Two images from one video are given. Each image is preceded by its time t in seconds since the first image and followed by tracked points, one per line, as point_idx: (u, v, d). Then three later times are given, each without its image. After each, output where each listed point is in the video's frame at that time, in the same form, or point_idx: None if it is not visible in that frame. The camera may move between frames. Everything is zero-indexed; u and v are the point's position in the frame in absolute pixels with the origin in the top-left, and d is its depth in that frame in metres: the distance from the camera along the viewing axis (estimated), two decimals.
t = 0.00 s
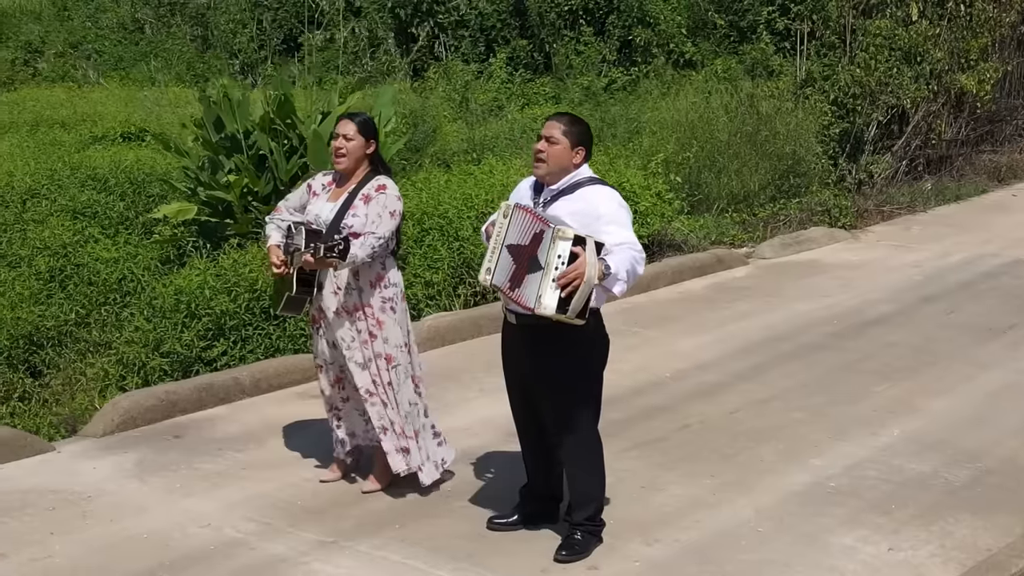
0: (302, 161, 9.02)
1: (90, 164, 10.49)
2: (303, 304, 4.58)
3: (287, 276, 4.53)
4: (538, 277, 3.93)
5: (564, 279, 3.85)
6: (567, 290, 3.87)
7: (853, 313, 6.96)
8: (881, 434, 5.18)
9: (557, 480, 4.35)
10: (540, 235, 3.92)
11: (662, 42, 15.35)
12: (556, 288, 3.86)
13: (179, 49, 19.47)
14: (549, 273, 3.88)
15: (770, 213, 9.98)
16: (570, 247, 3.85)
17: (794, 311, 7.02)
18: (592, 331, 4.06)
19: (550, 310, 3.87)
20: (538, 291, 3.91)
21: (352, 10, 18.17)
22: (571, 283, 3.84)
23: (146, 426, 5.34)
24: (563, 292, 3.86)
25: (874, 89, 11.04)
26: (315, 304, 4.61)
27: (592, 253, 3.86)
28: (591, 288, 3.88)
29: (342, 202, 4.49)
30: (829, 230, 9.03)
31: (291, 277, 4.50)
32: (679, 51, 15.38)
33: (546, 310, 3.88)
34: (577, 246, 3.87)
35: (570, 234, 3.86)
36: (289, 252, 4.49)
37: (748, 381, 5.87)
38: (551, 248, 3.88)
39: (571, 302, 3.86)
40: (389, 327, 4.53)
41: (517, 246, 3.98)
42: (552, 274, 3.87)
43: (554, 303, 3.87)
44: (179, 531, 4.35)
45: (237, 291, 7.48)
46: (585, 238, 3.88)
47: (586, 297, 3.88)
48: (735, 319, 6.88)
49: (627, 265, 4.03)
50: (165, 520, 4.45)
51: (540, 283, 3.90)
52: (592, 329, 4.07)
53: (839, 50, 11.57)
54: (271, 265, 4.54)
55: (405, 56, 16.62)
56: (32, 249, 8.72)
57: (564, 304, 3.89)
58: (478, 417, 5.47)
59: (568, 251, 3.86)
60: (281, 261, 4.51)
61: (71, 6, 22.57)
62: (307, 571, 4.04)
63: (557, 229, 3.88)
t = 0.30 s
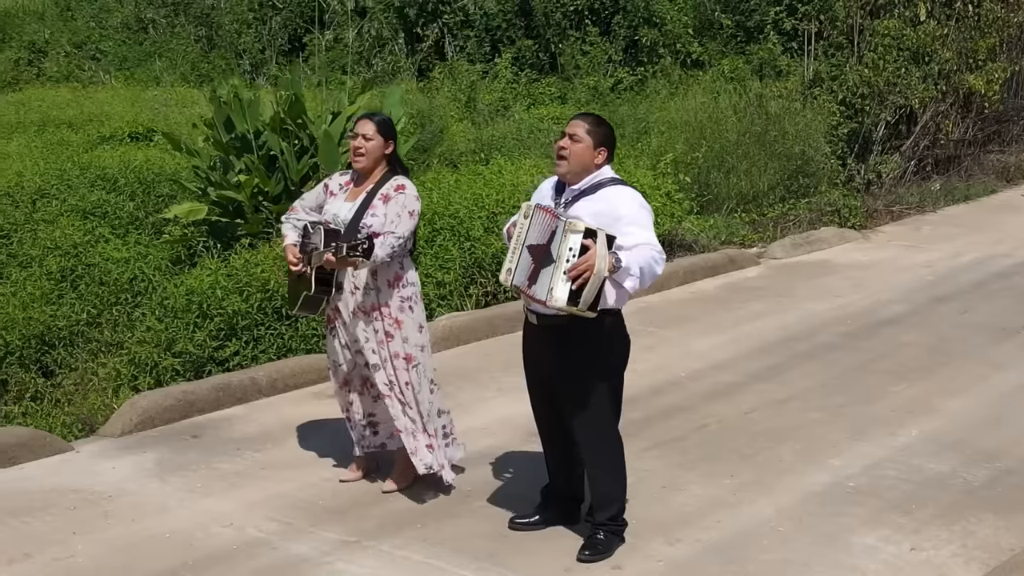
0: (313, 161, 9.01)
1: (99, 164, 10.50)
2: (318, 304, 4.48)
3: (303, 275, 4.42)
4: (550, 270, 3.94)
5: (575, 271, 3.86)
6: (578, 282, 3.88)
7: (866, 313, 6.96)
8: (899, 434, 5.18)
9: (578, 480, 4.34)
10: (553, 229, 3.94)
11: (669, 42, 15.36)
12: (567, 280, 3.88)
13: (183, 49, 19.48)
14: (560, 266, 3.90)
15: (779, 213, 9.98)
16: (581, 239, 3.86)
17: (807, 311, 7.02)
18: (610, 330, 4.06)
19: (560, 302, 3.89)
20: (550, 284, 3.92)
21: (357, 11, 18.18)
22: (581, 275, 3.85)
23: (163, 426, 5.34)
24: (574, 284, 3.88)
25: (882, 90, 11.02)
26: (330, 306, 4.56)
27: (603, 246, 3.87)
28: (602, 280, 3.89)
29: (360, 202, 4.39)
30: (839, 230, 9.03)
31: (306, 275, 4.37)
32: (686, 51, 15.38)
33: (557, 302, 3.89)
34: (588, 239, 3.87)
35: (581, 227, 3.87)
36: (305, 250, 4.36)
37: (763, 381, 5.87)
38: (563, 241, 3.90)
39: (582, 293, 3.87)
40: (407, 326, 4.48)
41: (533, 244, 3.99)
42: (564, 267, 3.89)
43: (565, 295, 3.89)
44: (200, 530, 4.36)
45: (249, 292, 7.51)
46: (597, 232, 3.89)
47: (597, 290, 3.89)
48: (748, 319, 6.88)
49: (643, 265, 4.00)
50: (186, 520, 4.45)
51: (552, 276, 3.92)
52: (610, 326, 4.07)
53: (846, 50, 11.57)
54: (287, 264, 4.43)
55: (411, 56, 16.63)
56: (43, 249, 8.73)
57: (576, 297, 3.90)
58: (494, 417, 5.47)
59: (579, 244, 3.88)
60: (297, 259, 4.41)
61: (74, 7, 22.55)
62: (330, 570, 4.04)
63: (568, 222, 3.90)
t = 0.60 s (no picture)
0: (325, 161, 9.00)
1: (108, 164, 10.49)
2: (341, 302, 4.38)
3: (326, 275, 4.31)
4: (566, 266, 3.90)
5: (589, 264, 3.83)
6: (593, 276, 3.84)
7: (881, 314, 6.97)
8: (919, 434, 5.18)
9: (601, 480, 4.32)
10: (570, 224, 3.92)
11: (676, 43, 15.36)
12: (582, 273, 3.85)
13: (188, 50, 19.49)
14: (575, 259, 3.87)
15: (788, 213, 9.99)
16: (596, 233, 3.84)
17: (822, 311, 7.02)
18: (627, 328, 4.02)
19: (575, 295, 3.85)
20: (564, 279, 3.88)
21: (362, 11, 18.17)
22: (595, 268, 3.82)
23: (183, 426, 5.34)
24: (589, 278, 3.84)
25: (891, 90, 11.01)
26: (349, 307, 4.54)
27: (618, 240, 3.84)
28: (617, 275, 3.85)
29: (383, 202, 4.32)
30: (850, 230, 9.03)
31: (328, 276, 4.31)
32: (693, 51, 15.37)
33: (571, 296, 3.86)
34: (603, 233, 3.85)
35: (596, 220, 3.86)
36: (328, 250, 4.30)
37: (781, 382, 5.87)
38: (578, 235, 3.88)
39: (596, 287, 3.83)
40: (430, 327, 4.45)
41: (552, 242, 3.96)
42: (579, 261, 3.86)
43: (580, 289, 3.85)
44: (224, 530, 4.36)
45: (261, 293, 7.57)
46: (612, 226, 3.87)
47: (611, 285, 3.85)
48: (763, 319, 6.89)
49: (661, 263, 3.94)
50: (210, 520, 4.45)
51: (567, 270, 3.89)
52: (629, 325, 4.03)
53: (855, 51, 11.59)
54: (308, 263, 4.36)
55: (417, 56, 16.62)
56: (54, 249, 8.73)
57: (590, 291, 3.87)
58: (514, 417, 5.47)
59: (595, 238, 3.85)
60: (319, 258, 4.34)
61: (76, 6, 22.48)
62: (357, 571, 4.04)
63: (584, 216, 3.88)
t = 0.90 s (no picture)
0: (329, 161, 8.99)
1: (111, 165, 10.47)
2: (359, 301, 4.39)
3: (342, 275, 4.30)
4: (580, 262, 3.87)
5: (601, 259, 3.78)
6: (606, 270, 3.80)
7: (889, 314, 6.97)
8: (932, 434, 5.18)
9: (617, 480, 4.30)
10: (584, 220, 3.89)
11: (676, 44, 15.35)
12: (595, 268, 3.80)
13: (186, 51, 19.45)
14: (588, 254, 3.83)
15: (792, 212, 10.00)
16: (608, 227, 3.79)
17: (829, 311, 7.03)
18: (644, 328, 3.96)
19: (588, 290, 3.81)
20: (578, 273, 3.85)
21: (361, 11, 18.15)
22: (607, 262, 3.77)
23: (195, 427, 5.33)
24: (602, 273, 3.79)
25: (894, 90, 11.02)
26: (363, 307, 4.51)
27: (630, 234, 3.77)
28: (629, 269, 3.79)
29: (399, 201, 4.29)
30: (855, 230, 9.04)
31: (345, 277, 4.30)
32: (694, 51, 15.37)
33: (584, 291, 3.81)
34: (616, 227, 3.81)
35: (608, 215, 3.80)
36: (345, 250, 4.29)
37: (791, 382, 5.88)
38: (591, 230, 3.84)
39: (608, 282, 3.78)
40: (445, 327, 4.45)
41: (568, 240, 3.93)
42: (591, 255, 3.82)
43: (592, 283, 3.81)
44: (241, 530, 4.35)
45: (268, 294, 7.60)
46: (624, 221, 3.81)
47: (624, 279, 3.79)
48: (771, 319, 6.89)
49: (676, 260, 3.86)
50: (226, 521, 4.44)
51: (581, 265, 3.85)
52: (647, 324, 3.97)
53: (856, 50, 11.60)
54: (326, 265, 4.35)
55: (416, 57, 16.60)
56: (59, 249, 8.73)
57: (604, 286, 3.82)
58: (526, 417, 5.47)
59: (607, 232, 3.80)
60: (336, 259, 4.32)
61: (73, 6, 22.41)
62: (375, 571, 4.04)
63: (596, 211, 3.83)
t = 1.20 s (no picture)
0: (336, 161, 8.98)
1: (115, 165, 10.46)
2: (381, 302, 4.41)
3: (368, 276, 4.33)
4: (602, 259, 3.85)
5: (622, 258, 3.75)
6: (627, 269, 3.76)
7: (900, 313, 6.98)
8: (949, 433, 5.18)
9: (639, 479, 4.29)
10: (607, 218, 3.86)
11: (677, 44, 15.37)
12: (616, 266, 3.78)
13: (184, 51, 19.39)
14: (610, 252, 3.80)
15: (797, 212, 10.01)
16: (630, 225, 3.76)
17: (840, 311, 7.03)
18: (667, 328, 3.94)
19: (608, 288, 3.78)
20: (599, 270, 3.82)
21: (360, 10, 18.14)
22: (628, 261, 3.74)
23: (210, 427, 5.32)
24: (623, 271, 3.76)
25: (898, 89, 11.04)
26: (386, 306, 4.51)
27: (652, 233, 3.74)
28: (651, 268, 3.75)
29: (423, 200, 4.29)
30: (861, 229, 9.05)
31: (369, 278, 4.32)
32: (695, 51, 15.38)
33: (604, 288, 3.80)
34: (638, 226, 3.77)
35: (630, 213, 3.78)
36: (368, 251, 4.31)
37: (806, 381, 5.88)
38: (614, 228, 3.81)
39: (629, 280, 3.75)
40: (465, 326, 4.45)
41: (592, 238, 3.91)
42: (613, 253, 3.79)
43: (613, 281, 3.78)
44: (263, 531, 4.35)
45: (276, 295, 7.62)
46: (647, 219, 3.78)
47: (645, 278, 3.75)
48: (782, 319, 6.89)
49: (697, 260, 3.80)
50: (247, 521, 4.43)
51: (602, 262, 3.83)
52: (671, 324, 3.96)
53: (860, 50, 11.61)
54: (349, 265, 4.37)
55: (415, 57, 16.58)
56: (65, 249, 8.73)
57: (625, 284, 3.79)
58: (542, 417, 5.47)
59: (629, 231, 3.78)
60: (360, 259, 4.34)
61: (70, 6, 22.32)
62: (399, 571, 4.03)
63: (619, 209, 3.81)
